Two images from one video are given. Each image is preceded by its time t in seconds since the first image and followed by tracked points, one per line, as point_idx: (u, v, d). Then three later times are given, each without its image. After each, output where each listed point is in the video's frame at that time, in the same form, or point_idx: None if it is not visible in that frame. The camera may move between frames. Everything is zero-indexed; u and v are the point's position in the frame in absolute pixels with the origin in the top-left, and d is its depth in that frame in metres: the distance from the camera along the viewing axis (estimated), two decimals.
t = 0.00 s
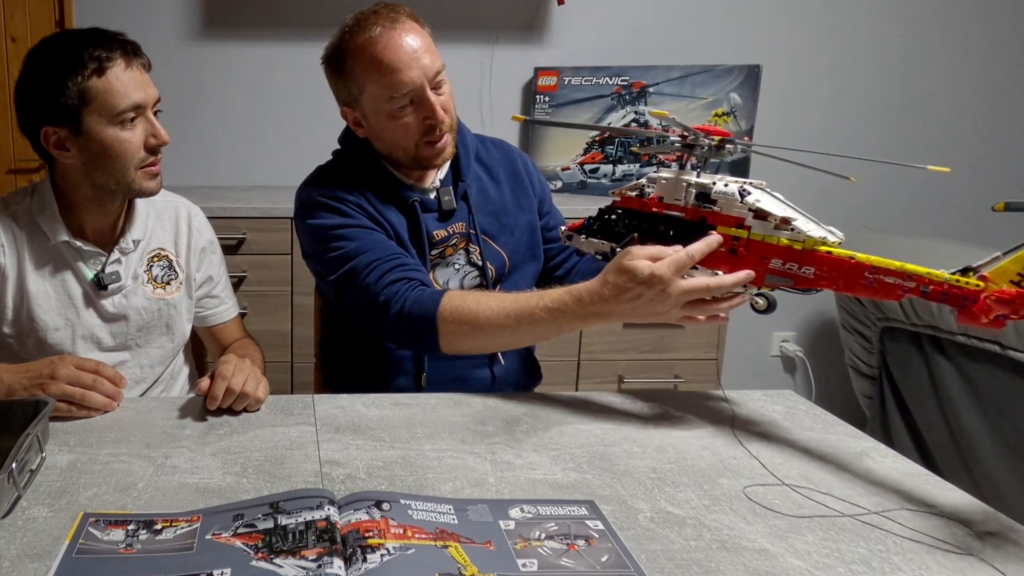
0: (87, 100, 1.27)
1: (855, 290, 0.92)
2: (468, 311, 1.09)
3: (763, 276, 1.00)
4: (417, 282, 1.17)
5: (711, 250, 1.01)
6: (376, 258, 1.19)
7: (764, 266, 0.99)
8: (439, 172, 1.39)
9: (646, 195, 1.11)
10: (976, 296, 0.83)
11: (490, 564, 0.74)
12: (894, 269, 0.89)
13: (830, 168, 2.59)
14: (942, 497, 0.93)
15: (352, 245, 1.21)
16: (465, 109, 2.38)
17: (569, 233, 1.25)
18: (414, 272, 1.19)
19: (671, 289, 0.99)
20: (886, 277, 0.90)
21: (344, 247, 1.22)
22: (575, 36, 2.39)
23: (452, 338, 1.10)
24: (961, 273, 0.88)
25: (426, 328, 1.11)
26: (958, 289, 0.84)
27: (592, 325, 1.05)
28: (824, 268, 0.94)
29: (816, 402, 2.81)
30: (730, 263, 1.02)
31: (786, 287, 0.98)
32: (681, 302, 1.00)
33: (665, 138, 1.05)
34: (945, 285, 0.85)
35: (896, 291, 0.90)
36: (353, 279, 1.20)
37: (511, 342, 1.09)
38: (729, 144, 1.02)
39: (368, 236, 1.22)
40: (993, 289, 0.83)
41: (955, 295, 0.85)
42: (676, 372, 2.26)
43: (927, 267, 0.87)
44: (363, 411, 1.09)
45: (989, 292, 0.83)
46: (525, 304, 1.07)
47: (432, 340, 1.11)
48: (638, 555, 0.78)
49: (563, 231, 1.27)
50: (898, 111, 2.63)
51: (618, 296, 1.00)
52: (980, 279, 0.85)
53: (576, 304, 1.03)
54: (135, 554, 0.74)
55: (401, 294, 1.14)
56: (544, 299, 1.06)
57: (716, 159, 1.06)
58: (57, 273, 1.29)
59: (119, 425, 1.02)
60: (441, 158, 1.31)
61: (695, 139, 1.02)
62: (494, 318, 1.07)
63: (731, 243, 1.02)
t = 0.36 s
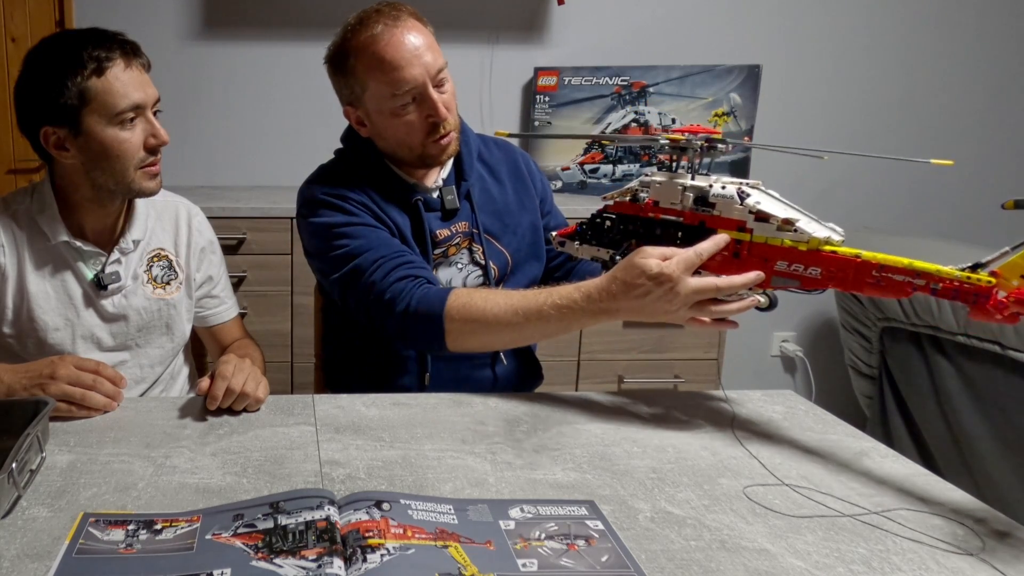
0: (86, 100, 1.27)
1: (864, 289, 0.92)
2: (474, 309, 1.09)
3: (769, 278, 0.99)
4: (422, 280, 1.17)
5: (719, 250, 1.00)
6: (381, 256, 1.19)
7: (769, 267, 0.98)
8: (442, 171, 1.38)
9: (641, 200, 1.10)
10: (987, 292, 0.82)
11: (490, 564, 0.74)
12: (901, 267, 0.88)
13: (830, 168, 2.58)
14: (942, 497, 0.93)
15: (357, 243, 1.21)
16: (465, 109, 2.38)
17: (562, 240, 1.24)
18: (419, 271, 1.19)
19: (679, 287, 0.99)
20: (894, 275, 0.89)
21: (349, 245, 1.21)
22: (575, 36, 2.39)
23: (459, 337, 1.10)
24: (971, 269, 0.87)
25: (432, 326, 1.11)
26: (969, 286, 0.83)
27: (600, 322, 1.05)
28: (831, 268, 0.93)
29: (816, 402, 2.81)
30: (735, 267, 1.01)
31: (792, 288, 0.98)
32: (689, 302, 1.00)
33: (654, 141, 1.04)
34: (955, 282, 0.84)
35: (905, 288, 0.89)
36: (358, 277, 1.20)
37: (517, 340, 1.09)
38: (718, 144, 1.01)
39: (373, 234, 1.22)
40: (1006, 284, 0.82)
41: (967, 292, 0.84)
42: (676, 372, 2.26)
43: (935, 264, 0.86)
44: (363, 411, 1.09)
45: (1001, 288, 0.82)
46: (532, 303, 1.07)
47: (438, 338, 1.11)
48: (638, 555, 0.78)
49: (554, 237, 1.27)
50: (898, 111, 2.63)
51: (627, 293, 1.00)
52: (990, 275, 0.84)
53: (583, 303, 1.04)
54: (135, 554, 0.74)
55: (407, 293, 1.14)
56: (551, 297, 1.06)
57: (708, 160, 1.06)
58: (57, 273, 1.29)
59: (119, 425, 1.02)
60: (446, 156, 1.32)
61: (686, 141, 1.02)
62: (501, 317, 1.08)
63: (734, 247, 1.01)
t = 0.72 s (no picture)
0: (86, 100, 1.27)
1: (863, 299, 0.93)
2: (472, 312, 1.09)
3: (769, 284, 0.99)
4: (420, 283, 1.17)
5: (716, 253, 1.00)
6: (379, 258, 1.19)
7: (770, 273, 0.98)
8: (441, 173, 1.39)
9: (646, 201, 1.10)
10: (988, 308, 0.83)
11: (490, 564, 0.74)
12: (903, 279, 0.89)
13: (830, 168, 2.58)
14: (941, 497, 0.93)
15: (355, 245, 1.21)
16: (465, 108, 2.38)
17: (563, 238, 1.24)
18: (417, 273, 1.18)
19: (676, 289, 0.99)
20: (895, 286, 0.89)
21: (347, 247, 1.21)
22: (575, 36, 2.39)
23: (457, 339, 1.10)
24: (972, 282, 0.87)
25: (429, 328, 1.11)
26: (971, 300, 0.84)
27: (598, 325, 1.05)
28: (831, 277, 0.93)
29: (816, 402, 2.81)
30: (735, 271, 1.01)
31: (791, 295, 0.98)
32: (686, 304, 1.00)
33: (662, 141, 1.04)
34: (956, 297, 0.85)
35: (906, 300, 0.89)
36: (356, 278, 1.20)
37: (515, 342, 1.09)
38: (728, 149, 1.01)
39: (371, 236, 1.22)
40: (1008, 301, 0.82)
41: (968, 306, 0.84)
42: (676, 372, 2.26)
43: (937, 277, 0.87)
44: (363, 412, 1.09)
45: (1002, 305, 0.83)
46: (530, 306, 1.07)
47: (436, 340, 1.11)
48: (637, 555, 0.78)
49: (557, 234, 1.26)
50: (898, 111, 2.63)
51: (623, 295, 1.00)
52: (993, 291, 0.84)
53: (580, 306, 1.04)
54: (135, 554, 0.74)
55: (404, 295, 1.14)
56: (549, 300, 1.06)
57: (714, 164, 1.05)
58: (57, 273, 1.29)
59: (119, 425, 1.02)
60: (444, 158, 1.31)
61: (695, 143, 1.02)
62: (499, 319, 1.08)
63: (735, 251, 1.01)
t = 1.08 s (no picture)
0: (85, 101, 1.27)
1: (866, 297, 0.92)
2: (472, 313, 1.09)
3: (770, 283, 0.99)
4: (420, 283, 1.17)
5: (716, 252, 0.99)
6: (379, 258, 1.19)
7: (771, 272, 0.98)
8: (439, 172, 1.39)
9: (645, 200, 1.09)
10: (993, 305, 0.83)
11: (489, 564, 0.74)
12: (906, 276, 0.88)
13: (829, 168, 2.58)
14: (940, 497, 0.93)
15: (355, 246, 1.21)
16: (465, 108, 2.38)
17: (563, 238, 1.24)
18: (417, 273, 1.18)
19: (676, 290, 0.98)
20: (899, 284, 0.89)
21: (346, 247, 1.21)
22: (574, 36, 2.39)
23: (457, 341, 1.10)
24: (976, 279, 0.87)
25: (429, 329, 1.11)
26: (975, 297, 0.84)
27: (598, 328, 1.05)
28: (834, 275, 0.93)
29: (816, 402, 2.81)
30: (735, 271, 1.01)
31: (793, 294, 0.98)
32: (685, 305, 1.00)
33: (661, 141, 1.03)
34: (961, 294, 0.85)
35: (909, 297, 0.89)
36: (357, 279, 1.20)
37: (514, 344, 1.09)
38: (727, 147, 1.00)
39: (370, 236, 1.22)
40: (1012, 297, 0.82)
41: (972, 303, 0.84)
42: (676, 372, 2.26)
43: (941, 274, 0.87)
44: (363, 412, 1.09)
45: (1007, 301, 0.83)
46: (530, 307, 1.07)
47: (436, 340, 1.11)
48: (638, 555, 0.78)
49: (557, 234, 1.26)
50: (898, 111, 2.63)
51: (624, 297, 1.00)
52: (997, 287, 0.84)
53: (581, 307, 1.04)
54: (135, 554, 0.74)
55: (404, 295, 1.14)
56: (549, 302, 1.06)
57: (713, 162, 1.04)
58: (57, 274, 1.29)
59: (119, 426, 1.02)
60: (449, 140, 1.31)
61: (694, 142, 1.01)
62: (500, 320, 1.08)
63: (736, 250, 1.00)
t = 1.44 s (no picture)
0: (85, 100, 1.27)
1: (866, 302, 0.92)
2: (470, 313, 1.09)
3: (769, 285, 0.99)
4: (420, 282, 1.17)
5: (714, 251, 0.99)
6: (379, 257, 1.19)
7: (772, 274, 0.98)
8: (439, 172, 1.39)
9: (647, 198, 1.09)
10: (994, 314, 0.83)
11: (489, 564, 0.74)
12: (908, 283, 0.88)
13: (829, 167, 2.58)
14: (940, 498, 0.93)
15: (354, 245, 1.21)
16: (465, 108, 2.38)
17: (563, 232, 1.25)
18: (417, 273, 1.18)
19: (674, 290, 0.98)
20: (900, 290, 0.89)
21: (345, 247, 1.21)
22: (574, 36, 2.39)
23: (456, 341, 1.10)
24: (977, 288, 0.87)
25: (427, 328, 1.11)
26: (976, 307, 0.84)
27: (596, 329, 1.05)
28: (834, 279, 0.93)
29: (816, 402, 2.81)
30: (735, 271, 1.01)
31: (793, 297, 0.97)
32: (683, 305, 0.99)
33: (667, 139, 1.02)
34: (963, 302, 0.84)
35: (909, 304, 0.89)
36: (356, 278, 1.20)
37: (512, 343, 1.09)
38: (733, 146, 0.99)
39: (369, 236, 1.22)
40: (1013, 308, 0.83)
41: (974, 313, 0.84)
42: (676, 372, 2.26)
43: (943, 282, 0.86)
44: (363, 411, 1.09)
45: (1008, 311, 0.83)
46: (528, 307, 1.07)
47: (435, 340, 1.11)
48: (638, 555, 0.78)
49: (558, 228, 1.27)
50: (898, 110, 2.63)
51: (623, 297, 1.00)
52: (999, 297, 0.84)
53: (579, 307, 1.04)
54: (135, 554, 0.74)
55: (404, 294, 1.14)
56: (547, 302, 1.06)
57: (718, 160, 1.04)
58: (57, 274, 1.29)
59: (119, 426, 1.02)
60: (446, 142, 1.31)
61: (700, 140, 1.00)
62: (498, 321, 1.08)
63: (737, 251, 1.00)
